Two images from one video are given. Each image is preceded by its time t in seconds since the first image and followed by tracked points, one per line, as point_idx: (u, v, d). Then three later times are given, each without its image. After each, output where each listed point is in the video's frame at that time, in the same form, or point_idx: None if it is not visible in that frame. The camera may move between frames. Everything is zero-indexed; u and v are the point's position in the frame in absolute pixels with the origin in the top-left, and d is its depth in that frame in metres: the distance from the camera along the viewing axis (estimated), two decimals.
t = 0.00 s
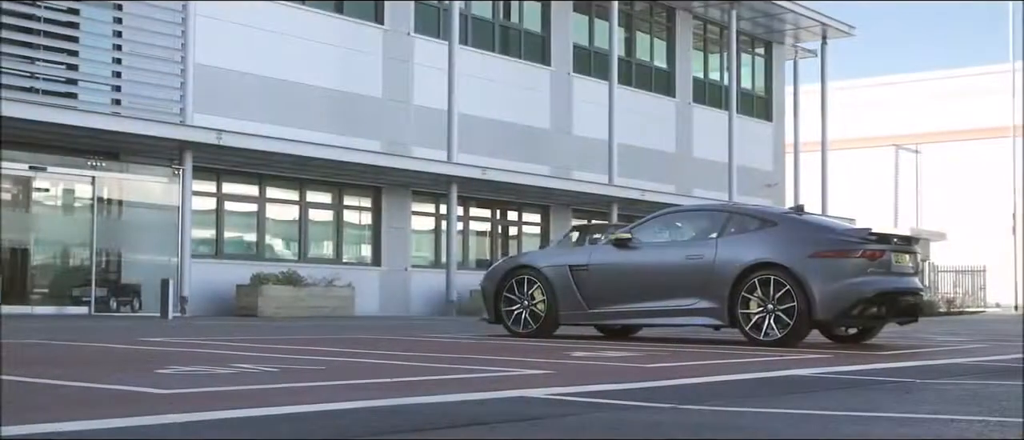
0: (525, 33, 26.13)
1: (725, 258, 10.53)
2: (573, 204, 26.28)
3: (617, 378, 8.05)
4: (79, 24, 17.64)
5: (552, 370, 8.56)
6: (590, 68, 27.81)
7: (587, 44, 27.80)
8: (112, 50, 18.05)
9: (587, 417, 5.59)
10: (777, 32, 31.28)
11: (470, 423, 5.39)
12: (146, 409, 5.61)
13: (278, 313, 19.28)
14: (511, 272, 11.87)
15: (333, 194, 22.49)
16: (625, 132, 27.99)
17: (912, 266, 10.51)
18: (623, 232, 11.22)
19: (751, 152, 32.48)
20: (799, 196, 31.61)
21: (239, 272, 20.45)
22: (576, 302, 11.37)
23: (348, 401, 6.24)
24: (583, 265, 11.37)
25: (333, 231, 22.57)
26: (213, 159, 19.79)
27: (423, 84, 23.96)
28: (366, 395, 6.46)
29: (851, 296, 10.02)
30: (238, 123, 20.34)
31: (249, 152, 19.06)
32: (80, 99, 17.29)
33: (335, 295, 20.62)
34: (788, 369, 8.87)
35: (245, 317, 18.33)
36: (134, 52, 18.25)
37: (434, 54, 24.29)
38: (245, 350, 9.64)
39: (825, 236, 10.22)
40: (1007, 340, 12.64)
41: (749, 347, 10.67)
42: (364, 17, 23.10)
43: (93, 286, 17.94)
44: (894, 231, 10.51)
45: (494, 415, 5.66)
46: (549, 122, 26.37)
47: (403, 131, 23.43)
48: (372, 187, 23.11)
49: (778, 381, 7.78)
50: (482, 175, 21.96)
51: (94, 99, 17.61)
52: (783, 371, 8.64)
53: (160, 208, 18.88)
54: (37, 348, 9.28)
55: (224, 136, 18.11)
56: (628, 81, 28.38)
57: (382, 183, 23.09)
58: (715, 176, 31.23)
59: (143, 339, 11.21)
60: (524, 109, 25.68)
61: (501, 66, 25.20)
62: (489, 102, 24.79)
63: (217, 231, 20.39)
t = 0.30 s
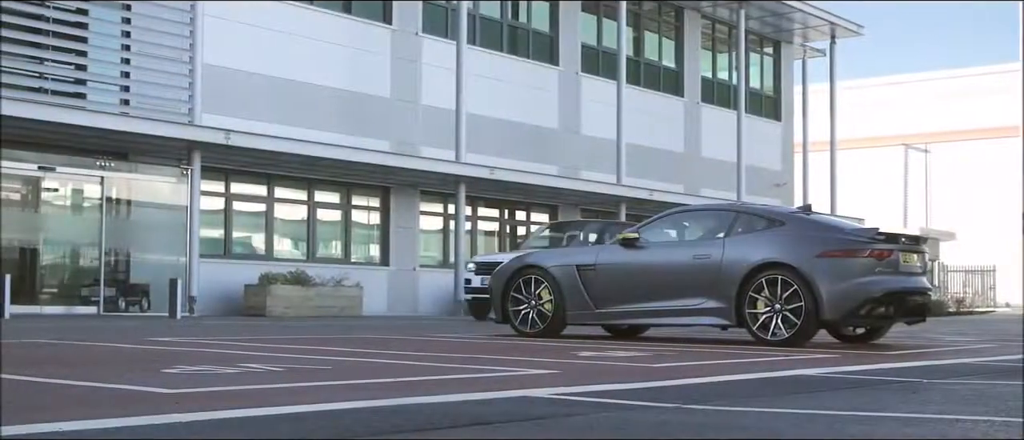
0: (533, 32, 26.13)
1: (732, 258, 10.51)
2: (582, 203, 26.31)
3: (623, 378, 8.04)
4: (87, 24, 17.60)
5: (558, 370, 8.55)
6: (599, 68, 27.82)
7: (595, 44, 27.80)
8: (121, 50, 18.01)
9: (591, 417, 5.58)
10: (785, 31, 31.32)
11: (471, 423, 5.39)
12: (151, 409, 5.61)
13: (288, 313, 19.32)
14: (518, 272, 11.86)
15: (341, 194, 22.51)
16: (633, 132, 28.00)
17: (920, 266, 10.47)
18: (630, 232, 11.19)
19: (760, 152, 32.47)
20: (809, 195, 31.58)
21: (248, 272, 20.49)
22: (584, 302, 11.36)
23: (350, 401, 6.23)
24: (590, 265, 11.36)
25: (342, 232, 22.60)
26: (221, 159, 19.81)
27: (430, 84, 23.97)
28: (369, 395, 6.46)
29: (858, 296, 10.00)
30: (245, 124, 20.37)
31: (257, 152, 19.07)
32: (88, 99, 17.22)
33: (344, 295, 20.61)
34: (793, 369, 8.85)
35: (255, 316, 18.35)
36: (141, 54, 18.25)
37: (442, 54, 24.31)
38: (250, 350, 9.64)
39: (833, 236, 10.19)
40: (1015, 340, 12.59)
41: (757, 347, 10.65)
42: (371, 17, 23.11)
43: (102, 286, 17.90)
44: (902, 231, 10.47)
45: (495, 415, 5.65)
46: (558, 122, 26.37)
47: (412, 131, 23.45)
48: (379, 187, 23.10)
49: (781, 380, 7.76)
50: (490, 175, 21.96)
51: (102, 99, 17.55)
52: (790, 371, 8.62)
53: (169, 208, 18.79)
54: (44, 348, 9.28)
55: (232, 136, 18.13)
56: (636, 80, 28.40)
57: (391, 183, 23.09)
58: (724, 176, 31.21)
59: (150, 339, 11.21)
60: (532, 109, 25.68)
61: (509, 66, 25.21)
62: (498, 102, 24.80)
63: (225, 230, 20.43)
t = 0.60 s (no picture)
0: (543, 32, 26.12)
1: (743, 258, 10.49)
2: (592, 203, 26.28)
3: (634, 378, 8.03)
4: (99, 24, 17.60)
5: (568, 369, 8.54)
6: (609, 68, 27.80)
7: (606, 43, 27.78)
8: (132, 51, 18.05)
9: (601, 417, 5.58)
10: (797, 30, 31.29)
11: (481, 423, 5.39)
12: (160, 409, 5.62)
13: (299, 312, 19.34)
14: (528, 272, 11.85)
15: (352, 193, 22.52)
16: (644, 131, 27.95)
17: (931, 265, 10.43)
18: (640, 232, 11.17)
19: (772, 151, 32.39)
20: (822, 195, 31.48)
21: (259, 272, 20.53)
22: (594, 302, 11.34)
23: (360, 401, 6.23)
24: (600, 265, 11.35)
25: (353, 232, 22.62)
26: (232, 160, 19.84)
27: (441, 85, 23.98)
28: (378, 395, 6.46)
29: (869, 297, 9.97)
30: (256, 123, 20.39)
31: (268, 152, 19.09)
32: (100, 100, 17.31)
33: (355, 295, 20.61)
34: (803, 369, 8.83)
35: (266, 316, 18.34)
36: (152, 53, 18.26)
37: (453, 54, 24.32)
38: (262, 350, 9.66)
39: (843, 236, 10.17)
40: None
41: (768, 347, 10.63)
42: (382, 17, 23.12)
43: (114, 286, 17.99)
44: (912, 231, 10.44)
45: (505, 415, 5.64)
46: (569, 122, 26.35)
47: (423, 131, 23.46)
48: (390, 186, 23.09)
49: (791, 380, 7.75)
50: (501, 175, 21.94)
51: (115, 99, 17.66)
52: (801, 371, 8.60)
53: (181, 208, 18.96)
54: (54, 347, 9.28)
55: (244, 136, 18.13)
56: (647, 80, 28.38)
57: (402, 183, 23.08)
58: (736, 175, 31.15)
59: (162, 340, 11.22)
60: (542, 109, 25.65)
61: (520, 65, 25.21)
62: (509, 102, 24.80)
63: (236, 230, 20.45)
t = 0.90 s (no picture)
0: (554, 32, 26.13)
1: (754, 258, 10.46)
2: (603, 203, 26.29)
3: (644, 378, 8.01)
4: (111, 25, 17.55)
5: (578, 370, 8.52)
6: (620, 68, 27.77)
7: (618, 43, 27.75)
8: (144, 51, 17.97)
9: (609, 418, 5.57)
10: (809, 30, 31.24)
11: (488, 422, 5.38)
12: (167, 409, 5.62)
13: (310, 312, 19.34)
14: (538, 272, 11.84)
15: (363, 193, 22.52)
16: (656, 131, 27.90)
17: (943, 266, 10.39)
18: (650, 232, 11.16)
19: (784, 151, 32.34)
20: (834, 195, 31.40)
21: (270, 272, 20.55)
22: (604, 302, 11.32)
23: (369, 401, 6.23)
24: (610, 265, 11.34)
25: (364, 231, 22.65)
26: (243, 160, 19.87)
27: (452, 85, 23.97)
28: (387, 394, 6.46)
29: (881, 296, 9.95)
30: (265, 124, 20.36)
31: (279, 152, 19.10)
32: (113, 101, 17.62)
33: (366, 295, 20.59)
34: (814, 369, 8.81)
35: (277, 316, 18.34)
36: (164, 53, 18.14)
37: (464, 54, 24.30)
38: (272, 350, 9.66)
39: (855, 236, 10.13)
40: None
41: (780, 347, 10.61)
42: (393, 17, 23.13)
43: (125, 286, 18.04)
44: (924, 231, 10.40)
45: (513, 414, 5.64)
46: (580, 122, 26.33)
47: (434, 131, 23.47)
48: (401, 186, 23.09)
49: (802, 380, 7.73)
50: (513, 174, 21.93)
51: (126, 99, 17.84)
52: (811, 371, 8.57)
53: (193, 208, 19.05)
54: (65, 347, 9.31)
55: (255, 136, 18.10)
56: (658, 80, 28.35)
57: (414, 183, 23.07)
58: (749, 175, 31.11)
59: (173, 340, 11.23)
60: (553, 109, 25.63)
61: (532, 65, 25.18)
62: (520, 102, 24.78)
63: (248, 230, 20.48)
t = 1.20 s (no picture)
0: (571, 32, 26.12)
1: (770, 258, 10.43)
2: (618, 203, 26.29)
3: (657, 379, 8.00)
4: (128, 27, 17.78)
5: (590, 370, 8.52)
6: (637, 68, 27.73)
7: (634, 44, 27.73)
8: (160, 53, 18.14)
9: (622, 418, 5.56)
10: (826, 29, 31.17)
11: (499, 422, 5.38)
12: (180, 409, 5.64)
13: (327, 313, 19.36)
14: (554, 272, 11.83)
15: (379, 194, 22.52)
16: (673, 131, 27.89)
17: (960, 266, 10.33)
18: (666, 232, 11.14)
19: (801, 151, 32.27)
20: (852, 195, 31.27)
21: (286, 272, 20.60)
22: (620, 302, 11.30)
23: (381, 401, 6.24)
24: (626, 264, 11.32)
25: (380, 232, 22.67)
26: (260, 161, 19.92)
27: (468, 86, 23.97)
28: (400, 395, 6.46)
29: (897, 296, 9.90)
30: (277, 122, 20.40)
31: (295, 153, 19.13)
32: (130, 102, 17.68)
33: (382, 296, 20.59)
34: (830, 369, 8.77)
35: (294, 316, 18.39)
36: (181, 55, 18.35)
37: (481, 54, 24.30)
38: (287, 350, 9.68)
39: (872, 236, 10.09)
40: None
41: (796, 347, 10.57)
42: (409, 17, 23.15)
43: (143, 286, 18.17)
44: (941, 230, 10.34)
45: (524, 415, 5.64)
46: (597, 122, 26.30)
47: (449, 131, 23.49)
48: (418, 186, 23.10)
49: (819, 381, 7.70)
50: (529, 175, 21.93)
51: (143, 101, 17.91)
52: (826, 372, 8.53)
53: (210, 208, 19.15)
54: (80, 347, 9.35)
55: (271, 137, 18.11)
56: (675, 80, 28.30)
57: (430, 183, 23.06)
58: (766, 175, 31.03)
59: (187, 339, 11.26)
60: (569, 109, 25.62)
61: (548, 66, 25.19)
62: (536, 101, 24.79)
63: (264, 231, 20.55)
